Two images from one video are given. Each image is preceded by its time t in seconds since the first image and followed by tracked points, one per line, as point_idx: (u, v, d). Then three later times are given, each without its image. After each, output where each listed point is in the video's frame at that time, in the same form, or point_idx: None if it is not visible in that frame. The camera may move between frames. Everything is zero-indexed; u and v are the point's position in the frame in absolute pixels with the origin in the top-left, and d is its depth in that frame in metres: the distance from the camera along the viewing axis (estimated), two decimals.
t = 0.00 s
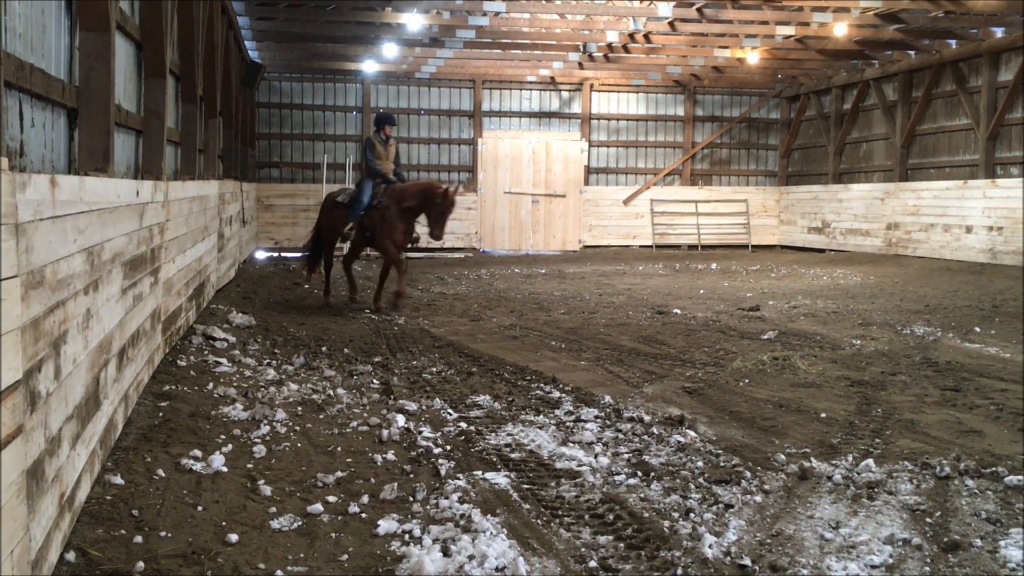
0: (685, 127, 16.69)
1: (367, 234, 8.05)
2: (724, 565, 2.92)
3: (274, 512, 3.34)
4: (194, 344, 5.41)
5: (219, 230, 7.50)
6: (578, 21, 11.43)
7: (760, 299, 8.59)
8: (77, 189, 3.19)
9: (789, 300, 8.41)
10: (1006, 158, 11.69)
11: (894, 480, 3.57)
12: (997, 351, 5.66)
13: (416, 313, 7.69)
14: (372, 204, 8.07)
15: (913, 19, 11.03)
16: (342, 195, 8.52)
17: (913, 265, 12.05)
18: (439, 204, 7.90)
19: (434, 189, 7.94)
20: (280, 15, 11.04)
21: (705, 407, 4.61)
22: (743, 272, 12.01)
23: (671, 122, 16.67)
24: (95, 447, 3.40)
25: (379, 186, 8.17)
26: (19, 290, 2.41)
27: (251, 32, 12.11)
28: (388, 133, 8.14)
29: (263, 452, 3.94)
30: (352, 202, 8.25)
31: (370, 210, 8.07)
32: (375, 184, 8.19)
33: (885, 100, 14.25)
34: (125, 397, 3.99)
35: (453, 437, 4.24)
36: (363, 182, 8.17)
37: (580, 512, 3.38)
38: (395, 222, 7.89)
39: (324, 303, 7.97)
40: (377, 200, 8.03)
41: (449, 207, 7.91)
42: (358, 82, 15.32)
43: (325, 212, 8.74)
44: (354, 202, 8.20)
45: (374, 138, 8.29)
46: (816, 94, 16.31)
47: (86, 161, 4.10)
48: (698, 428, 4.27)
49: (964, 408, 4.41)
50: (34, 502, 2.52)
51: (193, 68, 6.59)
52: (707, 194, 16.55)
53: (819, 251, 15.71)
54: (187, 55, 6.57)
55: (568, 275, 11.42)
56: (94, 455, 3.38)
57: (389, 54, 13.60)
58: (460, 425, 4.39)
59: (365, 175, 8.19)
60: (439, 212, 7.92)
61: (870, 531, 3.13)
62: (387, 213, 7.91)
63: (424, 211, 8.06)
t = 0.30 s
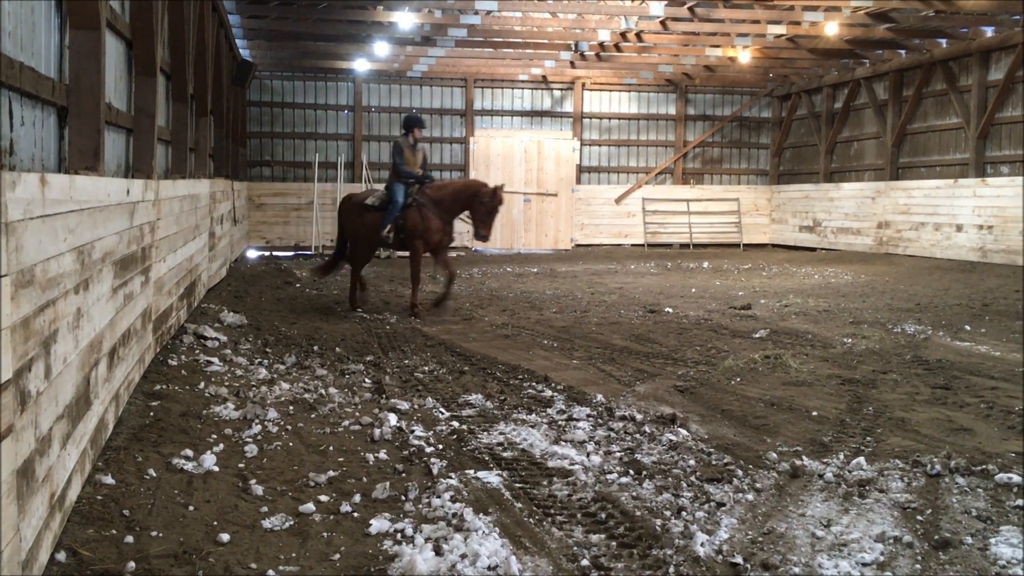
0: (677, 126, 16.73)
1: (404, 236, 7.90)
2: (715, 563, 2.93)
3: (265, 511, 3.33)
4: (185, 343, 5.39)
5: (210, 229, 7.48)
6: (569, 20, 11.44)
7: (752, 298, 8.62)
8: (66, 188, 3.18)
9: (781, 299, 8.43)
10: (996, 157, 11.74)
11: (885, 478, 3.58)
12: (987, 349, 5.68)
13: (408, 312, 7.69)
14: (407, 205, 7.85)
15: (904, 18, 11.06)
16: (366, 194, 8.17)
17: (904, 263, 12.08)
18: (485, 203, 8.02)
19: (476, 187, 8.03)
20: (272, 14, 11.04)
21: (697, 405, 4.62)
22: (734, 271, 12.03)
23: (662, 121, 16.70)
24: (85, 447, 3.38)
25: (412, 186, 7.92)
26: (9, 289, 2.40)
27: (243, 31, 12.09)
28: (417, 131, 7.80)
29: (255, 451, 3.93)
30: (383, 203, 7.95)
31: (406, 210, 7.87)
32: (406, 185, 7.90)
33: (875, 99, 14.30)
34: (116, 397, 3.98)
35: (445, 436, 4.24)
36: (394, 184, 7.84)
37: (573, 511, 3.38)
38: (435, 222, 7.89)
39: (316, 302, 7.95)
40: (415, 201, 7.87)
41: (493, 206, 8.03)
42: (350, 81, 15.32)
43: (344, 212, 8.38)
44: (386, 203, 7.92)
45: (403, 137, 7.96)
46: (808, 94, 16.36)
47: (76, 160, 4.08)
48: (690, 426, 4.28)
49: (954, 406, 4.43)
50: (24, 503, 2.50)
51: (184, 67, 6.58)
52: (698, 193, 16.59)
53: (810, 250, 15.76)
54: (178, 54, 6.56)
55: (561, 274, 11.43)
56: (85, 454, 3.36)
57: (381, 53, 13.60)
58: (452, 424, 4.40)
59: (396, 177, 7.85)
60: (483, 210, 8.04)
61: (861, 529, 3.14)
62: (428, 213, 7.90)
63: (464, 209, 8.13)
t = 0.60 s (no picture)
0: (665, 124, 16.76)
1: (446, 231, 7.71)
2: (703, 560, 2.94)
3: (253, 510, 3.32)
4: (172, 342, 5.37)
5: (198, 227, 7.45)
6: (557, 18, 11.45)
7: (740, 295, 8.63)
8: (53, 186, 3.16)
9: (769, 297, 8.45)
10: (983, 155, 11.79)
11: (872, 475, 3.59)
12: (973, 347, 5.71)
13: (397, 310, 7.68)
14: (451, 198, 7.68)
15: (891, 17, 11.10)
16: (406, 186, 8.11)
17: (892, 261, 12.12)
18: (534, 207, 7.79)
19: (525, 190, 7.83)
20: (259, 11, 10.99)
21: (685, 403, 4.63)
22: (722, 269, 12.05)
23: (651, 119, 16.74)
24: (72, 446, 3.37)
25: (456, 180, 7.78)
26: None
27: (231, 28, 12.04)
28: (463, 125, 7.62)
29: (243, 450, 3.92)
30: (424, 195, 7.83)
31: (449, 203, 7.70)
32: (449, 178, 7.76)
33: (863, 98, 14.35)
34: (103, 396, 3.96)
35: (433, 434, 4.23)
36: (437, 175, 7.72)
37: (561, 509, 3.38)
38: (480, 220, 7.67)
39: (305, 300, 7.92)
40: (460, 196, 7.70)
41: (544, 213, 7.80)
42: (338, 79, 15.31)
43: (381, 202, 8.37)
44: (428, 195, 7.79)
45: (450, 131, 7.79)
46: (796, 92, 16.40)
47: (61, 158, 4.07)
48: (678, 424, 4.29)
49: (941, 403, 4.45)
50: (9, 502, 2.49)
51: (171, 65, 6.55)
52: (687, 191, 16.61)
53: (799, 248, 15.80)
54: (166, 52, 6.53)
55: (550, 272, 11.43)
56: (71, 454, 3.35)
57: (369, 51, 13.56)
58: (441, 422, 4.39)
59: (440, 169, 7.72)
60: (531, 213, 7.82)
61: (848, 525, 3.15)
62: (474, 209, 7.69)
63: (511, 211, 7.91)
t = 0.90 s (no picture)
0: (653, 123, 16.78)
1: (500, 226, 7.60)
2: (690, 558, 2.94)
3: (239, 509, 3.31)
4: (158, 340, 5.35)
5: (184, 225, 7.42)
6: (545, 16, 11.46)
7: (727, 294, 8.66)
8: (36, 184, 3.14)
9: (756, 295, 8.48)
10: (968, 155, 11.85)
11: (857, 473, 3.61)
12: (958, 345, 5.74)
13: (385, 309, 7.68)
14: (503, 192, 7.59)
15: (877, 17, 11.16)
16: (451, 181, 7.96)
17: (878, 260, 12.19)
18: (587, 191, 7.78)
19: (576, 176, 7.81)
20: (245, 8, 10.97)
21: (672, 401, 4.64)
22: (710, 267, 12.08)
23: (639, 118, 16.76)
24: (56, 446, 3.35)
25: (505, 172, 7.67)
26: None
27: (217, 26, 12.00)
28: (506, 116, 7.51)
29: (229, 449, 3.91)
30: (473, 191, 7.71)
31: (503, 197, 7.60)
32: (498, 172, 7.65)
33: (849, 96, 14.41)
34: (88, 395, 3.94)
35: (421, 433, 4.23)
36: (483, 169, 7.58)
37: (548, 507, 3.39)
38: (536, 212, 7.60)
39: (292, 299, 7.90)
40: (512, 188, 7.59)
41: (599, 193, 7.79)
42: (325, 76, 15.26)
43: (422, 200, 8.17)
44: (477, 190, 7.67)
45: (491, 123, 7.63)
46: (782, 91, 16.46)
47: (46, 155, 4.03)
48: (665, 422, 4.29)
49: (927, 401, 4.47)
50: None
51: (157, 62, 6.52)
52: (675, 190, 16.61)
53: (786, 247, 15.85)
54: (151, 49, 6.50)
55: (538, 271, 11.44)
56: (55, 453, 3.33)
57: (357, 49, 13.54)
58: (428, 421, 4.39)
59: (483, 163, 7.59)
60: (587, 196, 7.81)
61: (833, 522, 3.16)
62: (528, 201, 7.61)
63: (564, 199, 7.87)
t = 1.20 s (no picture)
0: (644, 121, 16.80)
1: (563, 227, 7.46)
2: (679, 556, 2.94)
3: (229, 508, 3.30)
4: (148, 339, 5.33)
5: (174, 223, 7.40)
6: (536, 15, 11.46)
7: (718, 292, 8.68)
8: (25, 182, 3.12)
9: (746, 293, 8.50)
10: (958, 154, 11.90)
11: (847, 470, 3.61)
12: (946, 343, 5.77)
13: (376, 307, 7.67)
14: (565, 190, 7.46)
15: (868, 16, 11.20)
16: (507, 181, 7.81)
17: (867, 258, 12.24)
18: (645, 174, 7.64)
19: (632, 162, 7.65)
20: (235, 6, 10.95)
21: (662, 399, 4.66)
22: (700, 266, 12.11)
23: (630, 116, 16.78)
24: (45, 444, 3.33)
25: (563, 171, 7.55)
26: None
27: (207, 24, 11.97)
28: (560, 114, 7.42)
29: (219, 448, 3.90)
30: (533, 192, 7.61)
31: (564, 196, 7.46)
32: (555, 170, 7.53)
33: (839, 96, 14.47)
34: (77, 394, 3.92)
35: (412, 431, 4.23)
36: (541, 169, 7.47)
37: (539, 505, 3.39)
38: (599, 207, 7.47)
39: (282, 297, 7.89)
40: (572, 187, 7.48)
41: (655, 165, 7.66)
42: (316, 75, 15.22)
43: (474, 200, 7.95)
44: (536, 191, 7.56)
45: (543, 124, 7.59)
46: (772, 90, 16.51)
47: (36, 153, 4.03)
48: (655, 421, 4.30)
49: (914, 399, 4.49)
50: None
51: (146, 60, 6.50)
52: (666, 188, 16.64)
53: (776, 245, 15.89)
54: (140, 47, 6.48)
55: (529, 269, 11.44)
56: (44, 452, 3.31)
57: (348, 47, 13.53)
58: (419, 419, 4.39)
59: (541, 164, 7.51)
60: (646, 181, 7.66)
61: (823, 520, 3.17)
62: (588, 199, 7.48)
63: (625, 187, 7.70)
